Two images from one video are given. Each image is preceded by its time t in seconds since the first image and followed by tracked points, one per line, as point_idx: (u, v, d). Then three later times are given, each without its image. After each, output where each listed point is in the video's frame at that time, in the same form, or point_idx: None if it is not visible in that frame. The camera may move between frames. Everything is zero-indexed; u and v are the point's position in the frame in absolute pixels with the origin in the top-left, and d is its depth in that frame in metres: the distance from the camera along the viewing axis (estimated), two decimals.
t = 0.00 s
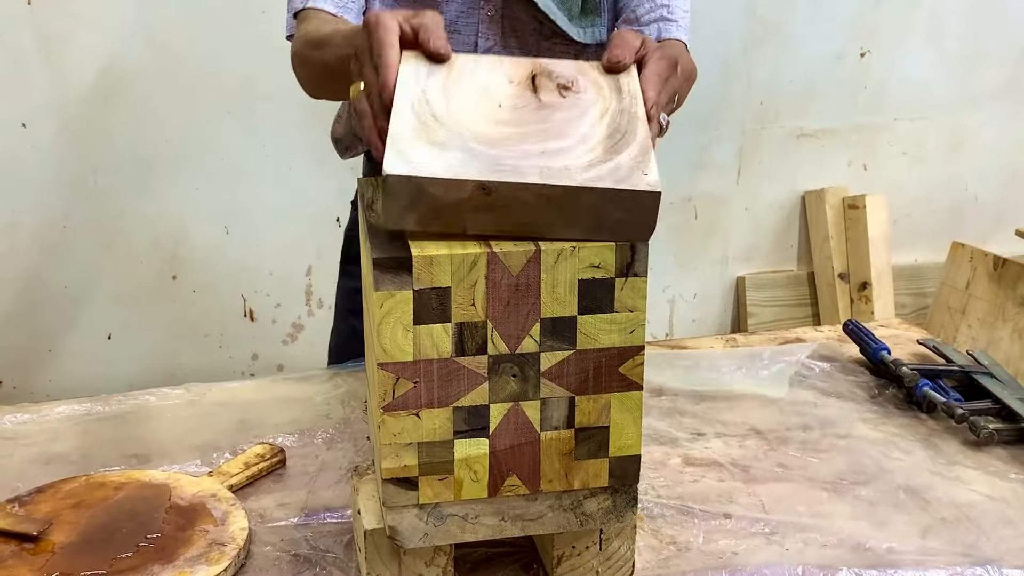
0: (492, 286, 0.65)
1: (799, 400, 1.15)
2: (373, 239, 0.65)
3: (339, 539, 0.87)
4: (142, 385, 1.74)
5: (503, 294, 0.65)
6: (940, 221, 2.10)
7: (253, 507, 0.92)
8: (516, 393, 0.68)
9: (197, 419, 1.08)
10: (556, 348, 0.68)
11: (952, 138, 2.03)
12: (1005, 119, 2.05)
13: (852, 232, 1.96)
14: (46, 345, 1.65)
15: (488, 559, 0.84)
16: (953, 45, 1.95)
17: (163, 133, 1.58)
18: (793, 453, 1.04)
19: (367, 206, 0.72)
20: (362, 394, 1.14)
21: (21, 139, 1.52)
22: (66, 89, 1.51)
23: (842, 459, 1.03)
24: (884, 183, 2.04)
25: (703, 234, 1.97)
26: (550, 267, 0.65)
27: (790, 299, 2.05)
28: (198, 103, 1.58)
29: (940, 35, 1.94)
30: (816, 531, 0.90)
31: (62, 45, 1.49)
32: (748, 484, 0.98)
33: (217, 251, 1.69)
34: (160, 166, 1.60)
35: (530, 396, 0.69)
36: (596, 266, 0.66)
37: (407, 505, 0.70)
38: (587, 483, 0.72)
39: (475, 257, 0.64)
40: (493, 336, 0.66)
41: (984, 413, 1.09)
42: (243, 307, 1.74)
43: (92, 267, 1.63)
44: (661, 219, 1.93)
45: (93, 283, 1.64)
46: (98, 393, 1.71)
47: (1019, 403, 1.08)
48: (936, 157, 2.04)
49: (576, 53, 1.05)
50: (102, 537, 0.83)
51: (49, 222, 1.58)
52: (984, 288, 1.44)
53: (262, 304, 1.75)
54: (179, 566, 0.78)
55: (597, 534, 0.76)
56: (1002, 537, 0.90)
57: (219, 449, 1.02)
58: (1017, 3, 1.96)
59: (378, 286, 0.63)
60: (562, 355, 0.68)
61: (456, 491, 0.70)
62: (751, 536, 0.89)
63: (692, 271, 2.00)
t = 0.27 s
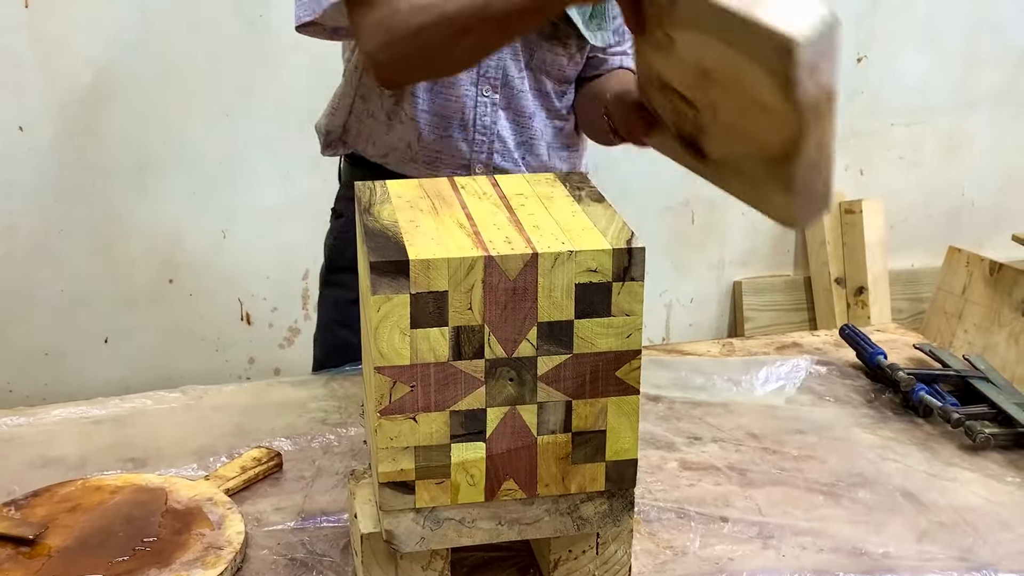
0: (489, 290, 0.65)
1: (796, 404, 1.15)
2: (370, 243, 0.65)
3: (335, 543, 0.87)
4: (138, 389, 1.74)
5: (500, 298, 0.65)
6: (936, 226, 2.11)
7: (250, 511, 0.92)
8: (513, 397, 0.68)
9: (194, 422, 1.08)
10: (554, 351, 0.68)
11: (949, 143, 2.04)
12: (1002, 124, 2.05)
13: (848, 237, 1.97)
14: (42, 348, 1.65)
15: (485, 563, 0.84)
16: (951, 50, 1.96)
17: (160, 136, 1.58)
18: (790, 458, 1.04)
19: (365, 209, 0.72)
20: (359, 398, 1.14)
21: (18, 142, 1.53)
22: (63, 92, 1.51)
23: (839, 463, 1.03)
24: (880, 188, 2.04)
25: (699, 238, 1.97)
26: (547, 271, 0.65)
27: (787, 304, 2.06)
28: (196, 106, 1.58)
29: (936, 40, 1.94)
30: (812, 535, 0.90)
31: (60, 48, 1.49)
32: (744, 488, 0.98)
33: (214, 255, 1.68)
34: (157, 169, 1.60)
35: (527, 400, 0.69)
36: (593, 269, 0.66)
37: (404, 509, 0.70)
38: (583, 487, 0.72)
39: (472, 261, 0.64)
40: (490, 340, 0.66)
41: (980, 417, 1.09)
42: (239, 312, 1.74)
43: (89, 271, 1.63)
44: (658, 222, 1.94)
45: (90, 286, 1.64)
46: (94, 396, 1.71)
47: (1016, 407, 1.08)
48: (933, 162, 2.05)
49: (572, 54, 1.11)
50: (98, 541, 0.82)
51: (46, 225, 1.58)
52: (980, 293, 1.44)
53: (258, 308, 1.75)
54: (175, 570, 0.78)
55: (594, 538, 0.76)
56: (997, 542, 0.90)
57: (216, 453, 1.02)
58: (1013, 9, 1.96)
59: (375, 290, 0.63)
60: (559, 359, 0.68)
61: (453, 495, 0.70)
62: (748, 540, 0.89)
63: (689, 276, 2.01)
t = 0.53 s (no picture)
0: (487, 293, 0.65)
1: (793, 407, 1.15)
2: (368, 246, 0.65)
3: (333, 547, 0.87)
4: (134, 392, 1.74)
5: (498, 300, 0.65)
6: (934, 228, 2.11)
7: (247, 514, 0.92)
8: (511, 400, 0.68)
9: (192, 425, 1.08)
10: (552, 354, 0.68)
11: (946, 146, 2.04)
12: (999, 127, 2.05)
13: (845, 240, 1.98)
14: (39, 351, 1.65)
15: (483, 566, 0.84)
16: (948, 52, 1.96)
17: (158, 139, 1.58)
18: (788, 461, 1.04)
19: (363, 212, 0.72)
20: (356, 400, 1.13)
21: (15, 145, 1.52)
22: (60, 95, 1.51)
23: (837, 466, 1.03)
24: (877, 191, 2.05)
25: (697, 241, 1.97)
26: (545, 274, 0.65)
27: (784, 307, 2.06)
28: (193, 108, 1.58)
29: (933, 43, 1.94)
30: (810, 538, 0.90)
31: (57, 51, 1.49)
32: (742, 491, 0.98)
33: (211, 258, 1.68)
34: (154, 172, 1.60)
35: (525, 403, 0.69)
36: (591, 272, 0.66)
37: (402, 512, 0.70)
38: (581, 490, 0.72)
39: (470, 264, 0.64)
40: (488, 343, 0.66)
41: (978, 420, 1.09)
42: (237, 314, 1.74)
43: (86, 274, 1.62)
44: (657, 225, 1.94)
45: (87, 289, 1.63)
46: (91, 399, 1.71)
47: (1014, 410, 1.08)
48: (930, 165, 2.05)
49: (552, 84, 1.20)
50: (94, 545, 0.82)
51: (43, 228, 1.58)
52: (977, 295, 1.44)
53: (256, 310, 1.75)
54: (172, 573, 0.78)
55: (592, 541, 0.76)
56: (995, 544, 0.90)
57: (213, 456, 1.02)
58: (1011, 12, 1.96)
59: (373, 292, 0.63)
60: (557, 362, 0.68)
61: (451, 498, 0.70)
62: (746, 543, 0.89)
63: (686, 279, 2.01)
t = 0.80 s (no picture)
0: (484, 294, 0.65)
1: (792, 408, 1.15)
2: (365, 248, 0.65)
3: (331, 549, 0.87)
4: (132, 393, 1.74)
5: (495, 302, 0.65)
6: (933, 228, 2.11)
7: (245, 515, 0.91)
8: (509, 401, 0.68)
9: (189, 427, 1.08)
10: (549, 356, 0.67)
11: (945, 145, 2.04)
12: (998, 127, 2.05)
13: (845, 240, 1.98)
14: (37, 352, 1.65)
15: (480, 568, 0.84)
16: (947, 52, 1.96)
17: (157, 141, 1.58)
18: (787, 461, 1.04)
19: (361, 213, 0.72)
20: (355, 402, 1.13)
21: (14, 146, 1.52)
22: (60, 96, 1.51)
23: (836, 466, 1.03)
24: (877, 191, 2.04)
25: (695, 242, 1.97)
26: (542, 276, 0.65)
27: (783, 307, 2.06)
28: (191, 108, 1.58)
29: (932, 43, 1.94)
30: (809, 538, 0.90)
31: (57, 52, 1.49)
32: (741, 491, 0.98)
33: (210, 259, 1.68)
34: (154, 174, 1.60)
35: (522, 404, 0.68)
36: (588, 273, 0.66)
37: (399, 514, 0.70)
38: (579, 491, 0.72)
39: (467, 265, 0.64)
40: (485, 344, 0.66)
41: (977, 421, 1.09)
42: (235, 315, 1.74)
43: (85, 275, 1.62)
44: (655, 225, 1.94)
45: (86, 290, 1.63)
46: (89, 401, 1.71)
47: (1013, 411, 1.08)
48: (929, 165, 2.05)
49: (405, 111, 1.12)
50: (91, 547, 0.82)
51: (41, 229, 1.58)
52: (976, 295, 1.44)
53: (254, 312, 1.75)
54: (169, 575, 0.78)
55: (589, 542, 0.76)
56: (995, 544, 0.90)
57: (211, 457, 1.02)
58: (1009, 12, 1.97)
59: (370, 294, 0.63)
60: (555, 363, 0.68)
61: (448, 500, 0.70)
62: (744, 543, 0.89)
63: (685, 279, 2.00)
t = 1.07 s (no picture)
0: (486, 293, 0.65)
1: (794, 407, 1.15)
2: (366, 247, 0.65)
3: (332, 548, 0.87)
4: (133, 392, 1.74)
5: (496, 301, 0.65)
6: (933, 227, 2.11)
7: (246, 515, 0.91)
8: (510, 400, 0.68)
9: (191, 426, 1.08)
10: (551, 354, 0.67)
11: (945, 144, 2.04)
12: (998, 126, 2.05)
13: (845, 239, 1.98)
14: (38, 352, 1.65)
15: (481, 567, 0.84)
16: (947, 51, 1.96)
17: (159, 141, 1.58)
18: (788, 460, 1.04)
19: (362, 212, 0.72)
20: (356, 401, 1.13)
21: (15, 145, 1.51)
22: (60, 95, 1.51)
23: (837, 465, 1.03)
24: (877, 190, 2.04)
25: (695, 241, 1.97)
26: (544, 275, 0.65)
27: (783, 306, 2.06)
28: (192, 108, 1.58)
29: (933, 42, 1.94)
30: (810, 537, 0.90)
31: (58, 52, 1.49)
32: (742, 490, 0.98)
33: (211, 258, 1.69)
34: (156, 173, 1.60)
35: (524, 403, 0.68)
36: (589, 273, 0.66)
37: (400, 513, 0.70)
38: (581, 490, 0.72)
39: (468, 264, 0.64)
40: (487, 343, 0.66)
41: (978, 419, 1.09)
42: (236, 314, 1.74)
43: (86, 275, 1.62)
44: (655, 224, 1.94)
45: (87, 289, 1.63)
46: (90, 400, 1.71)
47: (1014, 410, 1.08)
48: (929, 165, 2.05)
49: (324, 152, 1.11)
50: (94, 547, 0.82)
51: (42, 229, 1.58)
52: (977, 294, 1.44)
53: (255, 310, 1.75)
54: None
55: (592, 541, 0.76)
56: (996, 543, 0.91)
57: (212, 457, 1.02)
58: (1010, 11, 1.97)
59: (371, 293, 0.63)
60: (556, 362, 0.68)
61: (450, 499, 0.70)
62: (745, 542, 0.89)
63: (685, 278, 2.00)
